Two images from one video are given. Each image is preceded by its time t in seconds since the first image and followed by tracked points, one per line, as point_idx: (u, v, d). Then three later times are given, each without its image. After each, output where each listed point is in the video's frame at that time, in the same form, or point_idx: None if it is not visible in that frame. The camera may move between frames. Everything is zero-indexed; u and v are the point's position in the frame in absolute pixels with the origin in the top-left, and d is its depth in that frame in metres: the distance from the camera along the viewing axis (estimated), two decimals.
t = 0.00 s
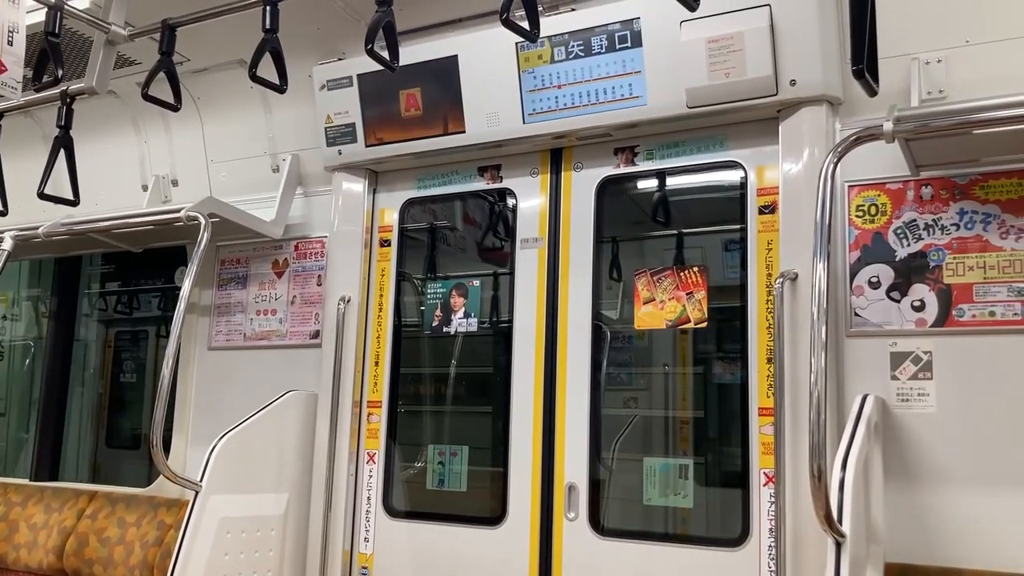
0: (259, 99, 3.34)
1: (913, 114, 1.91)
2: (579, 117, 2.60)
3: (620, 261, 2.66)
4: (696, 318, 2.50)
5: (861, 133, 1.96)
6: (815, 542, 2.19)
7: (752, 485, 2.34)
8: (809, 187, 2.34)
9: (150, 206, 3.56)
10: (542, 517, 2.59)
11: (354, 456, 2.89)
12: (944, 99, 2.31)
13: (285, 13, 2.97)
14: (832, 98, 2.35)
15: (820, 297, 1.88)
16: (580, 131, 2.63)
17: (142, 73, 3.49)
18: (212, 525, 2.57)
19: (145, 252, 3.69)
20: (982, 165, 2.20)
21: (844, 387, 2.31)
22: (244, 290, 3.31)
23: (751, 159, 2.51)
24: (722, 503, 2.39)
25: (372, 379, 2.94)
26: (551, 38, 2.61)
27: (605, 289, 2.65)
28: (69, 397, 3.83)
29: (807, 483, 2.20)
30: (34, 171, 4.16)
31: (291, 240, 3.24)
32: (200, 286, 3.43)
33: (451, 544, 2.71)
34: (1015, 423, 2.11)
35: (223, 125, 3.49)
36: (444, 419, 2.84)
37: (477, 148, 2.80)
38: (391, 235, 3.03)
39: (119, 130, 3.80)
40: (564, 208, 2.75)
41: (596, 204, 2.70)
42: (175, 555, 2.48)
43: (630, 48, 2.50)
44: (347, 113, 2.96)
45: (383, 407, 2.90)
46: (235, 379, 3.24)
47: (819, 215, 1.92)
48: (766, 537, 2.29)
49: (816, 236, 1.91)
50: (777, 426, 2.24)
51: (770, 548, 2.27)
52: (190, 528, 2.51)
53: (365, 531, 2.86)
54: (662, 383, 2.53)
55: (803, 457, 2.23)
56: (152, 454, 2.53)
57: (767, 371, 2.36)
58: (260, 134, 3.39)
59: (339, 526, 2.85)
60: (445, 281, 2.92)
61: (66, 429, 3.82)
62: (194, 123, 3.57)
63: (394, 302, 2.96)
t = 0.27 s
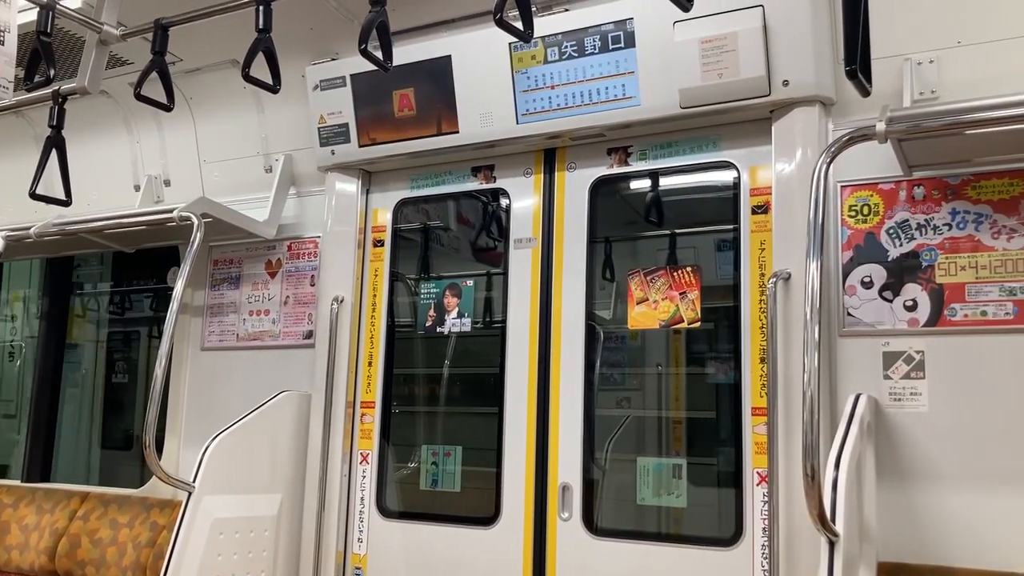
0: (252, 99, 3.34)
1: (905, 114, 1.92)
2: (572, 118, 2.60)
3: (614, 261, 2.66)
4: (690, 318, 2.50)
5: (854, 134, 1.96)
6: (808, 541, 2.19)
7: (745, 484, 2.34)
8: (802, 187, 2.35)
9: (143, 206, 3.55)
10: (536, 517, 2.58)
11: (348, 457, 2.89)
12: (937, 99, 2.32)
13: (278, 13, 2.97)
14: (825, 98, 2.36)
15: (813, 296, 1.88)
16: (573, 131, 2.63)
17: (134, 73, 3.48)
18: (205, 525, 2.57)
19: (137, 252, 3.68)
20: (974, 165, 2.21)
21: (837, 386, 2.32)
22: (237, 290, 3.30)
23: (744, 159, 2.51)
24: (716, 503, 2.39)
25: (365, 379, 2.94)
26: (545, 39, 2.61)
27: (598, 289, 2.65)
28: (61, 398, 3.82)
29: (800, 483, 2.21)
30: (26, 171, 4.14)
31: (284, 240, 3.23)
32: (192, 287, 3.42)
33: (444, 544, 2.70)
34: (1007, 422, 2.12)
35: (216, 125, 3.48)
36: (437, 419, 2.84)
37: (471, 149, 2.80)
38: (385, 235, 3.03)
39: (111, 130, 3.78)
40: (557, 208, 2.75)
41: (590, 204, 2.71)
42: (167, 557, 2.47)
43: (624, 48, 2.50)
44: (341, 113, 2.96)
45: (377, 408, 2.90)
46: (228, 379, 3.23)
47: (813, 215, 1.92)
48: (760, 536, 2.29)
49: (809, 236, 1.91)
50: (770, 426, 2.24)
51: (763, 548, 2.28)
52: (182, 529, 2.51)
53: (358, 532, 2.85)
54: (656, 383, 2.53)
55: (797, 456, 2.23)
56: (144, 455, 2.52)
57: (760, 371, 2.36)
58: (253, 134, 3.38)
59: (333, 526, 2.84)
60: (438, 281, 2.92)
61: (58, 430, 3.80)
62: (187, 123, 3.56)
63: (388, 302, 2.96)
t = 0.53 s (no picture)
0: (243, 98, 3.33)
1: (895, 114, 1.93)
2: (564, 117, 2.60)
3: (606, 261, 2.66)
4: (681, 317, 2.50)
5: (844, 133, 1.96)
6: (800, 540, 2.20)
7: (737, 484, 2.34)
8: (793, 187, 2.35)
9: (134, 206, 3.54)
10: (528, 517, 2.58)
11: (340, 457, 2.89)
12: (927, 99, 2.33)
13: (269, 12, 2.96)
14: (816, 98, 2.36)
15: (804, 296, 1.88)
16: (565, 130, 2.63)
17: (125, 72, 3.47)
18: (197, 526, 2.56)
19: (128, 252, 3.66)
20: (964, 165, 2.22)
21: (828, 386, 2.33)
22: (229, 290, 3.30)
23: (735, 158, 2.52)
24: (707, 502, 2.39)
25: (357, 379, 2.93)
26: (536, 38, 2.61)
27: (591, 289, 2.65)
28: (52, 399, 3.80)
29: (791, 482, 2.21)
30: (16, 171, 4.13)
31: (276, 240, 3.23)
32: (184, 287, 3.41)
33: (436, 543, 2.70)
34: (997, 421, 2.13)
35: (207, 125, 3.47)
36: (430, 419, 2.84)
37: (463, 148, 2.80)
38: (377, 235, 3.02)
39: (102, 130, 3.77)
40: (549, 208, 2.75)
41: (582, 204, 2.71)
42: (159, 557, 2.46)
43: (615, 48, 2.50)
44: (332, 113, 2.95)
45: (369, 407, 2.89)
46: (219, 380, 3.23)
47: (803, 215, 1.92)
48: (751, 535, 2.30)
49: (800, 235, 1.91)
50: (762, 425, 2.25)
51: (755, 547, 2.28)
52: (174, 530, 2.50)
53: (350, 532, 2.85)
54: (648, 383, 2.54)
55: (788, 455, 2.24)
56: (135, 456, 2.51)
57: (751, 371, 2.37)
58: (245, 133, 3.37)
59: (325, 526, 2.84)
60: (430, 281, 2.92)
61: (48, 431, 3.79)
62: (178, 123, 3.55)
63: (380, 302, 2.95)
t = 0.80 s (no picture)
0: (236, 98, 3.32)
1: (887, 114, 1.93)
2: (558, 117, 2.60)
3: (600, 261, 2.66)
4: (674, 317, 2.51)
5: (837, 133, 1.97)
6: (792, 539, 2.20)
7: (730, 483, 2.35)
8: (786, 187, 2.36)
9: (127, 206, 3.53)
10: (521, 516, 2.59)
11: (333, 457, 2.88)
12: (919, 99, 2.33)
13: (262, 12, 2.96)
14: (808, 98, 2.37)
15: (796, 296, 1.88)
16: (559, 130, 2.63)
17: (117, 72, 3.46)
18: (189, 526, 2.56)
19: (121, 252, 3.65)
20: (956, 165, 2.23)
21: (820, 385, 2.33)
22: (221, 290, 3.29)
23: (728, 158, 2.52)
24: (701, 501, 2.39)
25: (351, 379, 2.93)
26: (530, 38, 2.60)
27: (584, 289, 2.66)
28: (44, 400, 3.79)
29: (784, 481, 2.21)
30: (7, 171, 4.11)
31: (269, 240, 3.22)
32: (176, 287, 3.40)
33: (430, 543, 2.70)
34: (989, 420, 2.13)
35: (200, 125, 3.46)
36: (423, 419, 2.84)
37: (456, 148, 2.80)
38: (370, 235, 3.02)
39: (94, 129, 3.76)
40: (543, 207, 2.75)
41: (575, 204, 2.71)
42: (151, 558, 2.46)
43: (608, 47, 2.50)
44: (325, 113, 2.95)
45: (362, 407, 2.89)
46: (212, 380, 3.22)
47: (796, 214, 1.92)
48: (744, 534, 2.30)
49: (793, 235, 1.91)
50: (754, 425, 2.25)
51: (748, 546, 2.28)
52: (166, 531, 2.49)
53: (344, 532, 2.85)
54: (641, 383, 2.54)
55: (781, 455, 2.24)
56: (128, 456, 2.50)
57: (744, 370, 2.37)
58: (237, 133, 3.37)
59: (318, 526, 2.83)
60: (424, 281, 2.92)
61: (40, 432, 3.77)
62: (170, 123, 3.54)
63: (373, 302, 2.95)
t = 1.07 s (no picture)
0: (229, 97, 3.32)
1: (880, 113, 1.93)
2: (552, 116, 2.60)
3: (594, 260, 2.66)
4: (668, 316, 2.51)
5: (830, 132, 1.97)
6: (786, 538, 2.21)
7: (724, 482, 2.35)
8: (780, 186, 2.36)
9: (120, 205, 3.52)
10: (516, 516, 2.58)
11: (327, 457, 2.88)
12: (912, 98, 2.34)
13: (255, 11, 2.95)
14: (802, 97, 2.37)
15: (790, 294, 1.88)
16: (553, 130, 2.63)
17: (110, 71, 3.45)
18: (183, 527, 2.56)
19: (114, 252, 3.64)
20: (949, 164, 2.23)
21: (814, 384, 2.33)
22: (215, 290, 3.28)
23: (722, 157, 2.52)
24: (695, 500, 2.40)
25: (345, 379, 2.93)
26: (524, 37, 2.60)
27: (579, 288, 2.66)
28: (37, 400, 3.78)
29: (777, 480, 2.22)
30: None
31: (263, 240, 3.22)
32: (170, 286, 3.39)
33: (424, 543, 2.70)
34: (982, 419, 2.14)
35: (193, 124, 3.46)
36: (418, 419, 2.84)
37: (449, 148, 2.80)
38: (364, 234, 3.01)
39: (87, 129, 3.75)
40: (537, 207, 2.75)
41: (570, 203, 2.71)
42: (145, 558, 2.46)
43: (602, 47, 2.50)
44: (319, 112, 2.95)
45: (356, 407, 2.89)
46: (206, 380, 3.21)
47: (789, 214, 1.92)
48: (738, 533, 2.30)
49: (786, 234, 1.92)
50: (748, 423, 2.26)
51: (742, 544, 2.29)
52: (160, 531, 2.49)
53: (338, 532, 2.84)
54: (636, 382, 2.54)
55: (774, 454, 2.24)
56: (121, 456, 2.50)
57: (738, 369, 2.37)
58: (231, 132, 3.36)
59: (312, 526, 2.83)
60: (418, 280, 2.91)
61: (34, 432, 3.76)
62: (164, 122, 3.53)
63: (368, 302, 2.95)
